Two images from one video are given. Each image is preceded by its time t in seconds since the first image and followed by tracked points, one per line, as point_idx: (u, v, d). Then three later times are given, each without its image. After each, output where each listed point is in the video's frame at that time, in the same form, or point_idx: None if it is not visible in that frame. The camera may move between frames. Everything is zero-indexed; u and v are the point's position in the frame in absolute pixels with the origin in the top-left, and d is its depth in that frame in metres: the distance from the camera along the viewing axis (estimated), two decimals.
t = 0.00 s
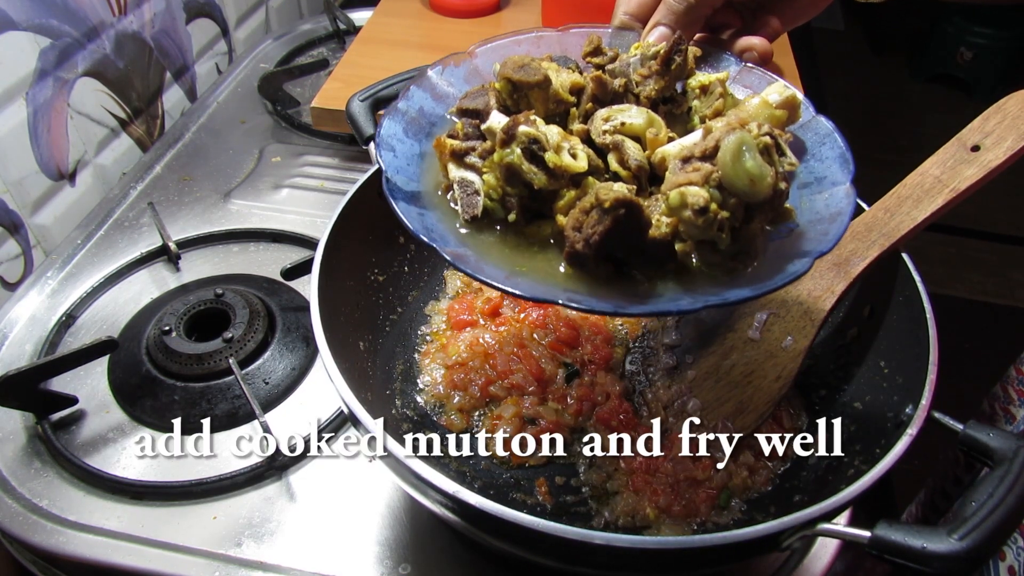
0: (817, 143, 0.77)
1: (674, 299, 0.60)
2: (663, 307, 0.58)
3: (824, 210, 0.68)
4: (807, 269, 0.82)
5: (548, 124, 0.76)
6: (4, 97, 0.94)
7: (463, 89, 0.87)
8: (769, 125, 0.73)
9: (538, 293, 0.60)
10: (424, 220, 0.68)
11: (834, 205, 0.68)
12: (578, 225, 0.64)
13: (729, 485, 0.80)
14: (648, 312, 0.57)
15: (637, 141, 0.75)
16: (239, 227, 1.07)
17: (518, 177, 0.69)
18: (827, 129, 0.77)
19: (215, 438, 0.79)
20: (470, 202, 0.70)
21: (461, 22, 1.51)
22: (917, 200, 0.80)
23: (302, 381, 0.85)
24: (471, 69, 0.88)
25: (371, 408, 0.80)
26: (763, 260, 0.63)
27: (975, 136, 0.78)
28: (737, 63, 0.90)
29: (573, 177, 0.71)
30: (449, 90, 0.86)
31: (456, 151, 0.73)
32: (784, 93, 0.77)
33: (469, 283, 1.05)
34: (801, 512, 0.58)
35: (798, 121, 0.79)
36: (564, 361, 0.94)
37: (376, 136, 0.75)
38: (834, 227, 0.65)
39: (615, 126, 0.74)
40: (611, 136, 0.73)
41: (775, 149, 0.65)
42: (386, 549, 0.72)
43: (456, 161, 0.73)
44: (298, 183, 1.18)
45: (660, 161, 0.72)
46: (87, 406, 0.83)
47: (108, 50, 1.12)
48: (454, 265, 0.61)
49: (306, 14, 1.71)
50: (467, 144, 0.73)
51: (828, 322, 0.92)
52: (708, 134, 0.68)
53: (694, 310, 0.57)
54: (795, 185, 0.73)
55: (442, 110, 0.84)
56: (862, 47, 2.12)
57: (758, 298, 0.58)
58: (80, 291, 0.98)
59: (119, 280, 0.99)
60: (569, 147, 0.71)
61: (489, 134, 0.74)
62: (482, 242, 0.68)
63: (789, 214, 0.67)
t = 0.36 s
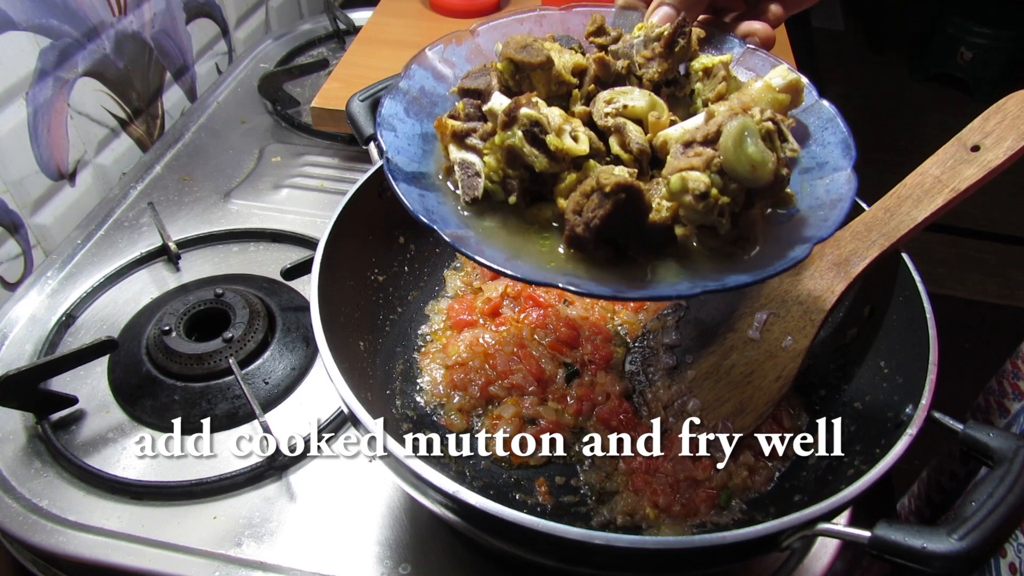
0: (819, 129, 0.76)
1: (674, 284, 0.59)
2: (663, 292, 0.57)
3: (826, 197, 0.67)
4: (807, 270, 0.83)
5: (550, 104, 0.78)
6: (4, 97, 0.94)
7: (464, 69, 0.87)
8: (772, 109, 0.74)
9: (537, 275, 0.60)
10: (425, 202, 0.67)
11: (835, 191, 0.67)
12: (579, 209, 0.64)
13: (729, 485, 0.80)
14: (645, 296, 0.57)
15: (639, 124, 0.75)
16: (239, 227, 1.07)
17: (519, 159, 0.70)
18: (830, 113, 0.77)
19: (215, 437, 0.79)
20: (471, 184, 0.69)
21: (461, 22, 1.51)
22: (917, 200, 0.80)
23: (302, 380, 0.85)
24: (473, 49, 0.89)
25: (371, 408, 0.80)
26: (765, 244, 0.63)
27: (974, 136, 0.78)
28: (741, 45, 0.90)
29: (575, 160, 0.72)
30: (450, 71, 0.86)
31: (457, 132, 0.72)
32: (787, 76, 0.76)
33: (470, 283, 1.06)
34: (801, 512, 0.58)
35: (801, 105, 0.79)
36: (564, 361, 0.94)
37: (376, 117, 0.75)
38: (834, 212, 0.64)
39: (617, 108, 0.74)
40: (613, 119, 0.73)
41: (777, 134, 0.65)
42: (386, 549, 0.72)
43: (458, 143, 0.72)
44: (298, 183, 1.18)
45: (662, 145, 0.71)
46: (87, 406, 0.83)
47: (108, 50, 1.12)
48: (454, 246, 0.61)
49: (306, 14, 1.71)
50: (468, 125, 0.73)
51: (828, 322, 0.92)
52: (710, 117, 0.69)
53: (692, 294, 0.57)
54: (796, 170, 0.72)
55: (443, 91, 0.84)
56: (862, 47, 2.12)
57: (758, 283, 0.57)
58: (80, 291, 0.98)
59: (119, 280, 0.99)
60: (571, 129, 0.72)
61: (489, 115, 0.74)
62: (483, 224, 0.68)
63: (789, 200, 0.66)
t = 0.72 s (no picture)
0: (803, 111, 0.76)
1: (638, 255, 0.60)
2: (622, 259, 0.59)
3: (798, 178, 0.67)
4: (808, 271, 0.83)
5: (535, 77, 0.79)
6: (4, 97, 0.94)
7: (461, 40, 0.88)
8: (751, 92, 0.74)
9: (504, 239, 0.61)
10: (407, 165, 0.69)
11: (806, 173, 0.67)
12: (550, 177, 0.65)
13: (728, 485, 0.80)
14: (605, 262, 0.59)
15: (620, 100, 0.77)
16: (239, 227, 1.07)
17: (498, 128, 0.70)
18: (813, 98, 0.77)
19: (215, 438, 0.79)
20: (451, 150, 0.70)
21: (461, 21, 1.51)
22: (917, 200, 0.79)
23: (302, 380, 0.85)
24: (470, 22, 0.89)
25: (371, 408, 0.80)
26: (731, 218, 0.64)
27: (974, 136, 0.77)
28: (732, 28, 0.90)
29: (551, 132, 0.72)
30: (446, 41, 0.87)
31: (443, 99, 0.74)
32: (771, 59, 0.76)
33: (469, 283, 1.06)
34: (801, 512, 0.57)
35: (786, 89, 0.79)
36: (564, 361, 0.94)
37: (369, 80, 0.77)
38: (802, 196, 0.64)
39: (600, 84, 0.76)
40: (594, 94, 0.76)
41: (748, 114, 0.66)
42: (386, 549, 0.72)
43: (443, 110, 0.74)
44: (298, 183, 1.18)
45: (639, 120, 0.72)
46: (88, 406, 0.83)
47: (108, 50, 1.12)
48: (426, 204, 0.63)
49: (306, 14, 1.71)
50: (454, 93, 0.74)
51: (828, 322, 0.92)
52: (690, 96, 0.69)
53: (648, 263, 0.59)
54: (773, 152, 0.72)
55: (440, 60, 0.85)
56: (861, 47, 2.12)
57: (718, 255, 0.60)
58: (80, 291, 0.98)
59: (119, 280, 0.99)
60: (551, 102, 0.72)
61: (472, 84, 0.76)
62: (460, 187, 0.69)
63: (761, 178, 0.67)
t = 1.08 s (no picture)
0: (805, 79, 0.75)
1: (639, 212, 0.61)
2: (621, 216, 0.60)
3: (792, 144, 0.68)
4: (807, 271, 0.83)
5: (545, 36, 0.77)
6: (4, 97, 0.94)
7: None
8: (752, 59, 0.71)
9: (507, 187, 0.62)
10: (420, 115, 0.69)
11: (801, 139, 0.68)
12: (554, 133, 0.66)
13: (728, 485, 0.80)
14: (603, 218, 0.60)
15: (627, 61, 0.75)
16: (238, 227, 1.07)
17: (509, 83, 0.70)
18: (813, 67, 0.77)
19: (215, 438, 0.79)
20: (463, 102, 0.70)
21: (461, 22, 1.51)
22: (917, 200, 0.79)
23: (302, 380, 0.85)
24: None
25: (371, 408, 0.80)
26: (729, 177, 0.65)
27: (974, 136, 0.76)
28: None
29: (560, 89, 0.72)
30: None
31: (458, 52, 0.73)
32: (775, 27, 0.72)
33: (469, 283, 1.06)
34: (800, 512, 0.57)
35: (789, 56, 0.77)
36: (564, 361, 0.94)
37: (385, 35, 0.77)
38: (794, 160, 0.65)
39: (609, 44, 0.74)
40: (602, 53, 0.74)
41: (747, 80, 0.65)
42: (386, 549, 0.72)
43: (456, 62, 0.73)
44: (298, 183, 1.18)
45: (643, 81, 0.71)
46: (88, 406, 0.83)
47: (108, 50, 1.12)
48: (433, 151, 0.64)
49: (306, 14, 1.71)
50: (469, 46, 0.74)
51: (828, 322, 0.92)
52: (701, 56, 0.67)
53: (645, 221, 0.60)
54: (772, 118, 0.72)
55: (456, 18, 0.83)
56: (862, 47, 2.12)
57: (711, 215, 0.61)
58: (80, 291, 0.98)
59: (119, 280, 0.99)
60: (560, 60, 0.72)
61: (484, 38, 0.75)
62: (468, 136, 0.69)
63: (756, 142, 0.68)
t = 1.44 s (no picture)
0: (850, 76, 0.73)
1: (677, 202, 0.60)
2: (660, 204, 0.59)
3: (841, 135, 0.66)
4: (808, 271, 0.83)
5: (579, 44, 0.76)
6: (4, 97, 0.94)
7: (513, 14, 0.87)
8: (793, 52, 0.67)
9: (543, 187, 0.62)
10: (456, 124, 0.69)
11: (850, 129, 0.66)
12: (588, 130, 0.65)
13: (728, 485, 0.80)
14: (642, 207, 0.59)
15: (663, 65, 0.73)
16: (239, 227, 1.07)
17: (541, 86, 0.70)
18: (861, 62, 0.75)
19: (214, 438, 0.79)
20: (496, 109, 0.69)
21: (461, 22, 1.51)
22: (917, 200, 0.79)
23: (302, 380, 0.85)
24: None
25: (371, 408, 0.80)
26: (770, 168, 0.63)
27: (974, 136, 0.76)
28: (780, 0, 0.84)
29: (592, 91, 0.71)
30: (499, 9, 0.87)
31: (491, 64, 0.74)
32: (816, 23, 0.71)
33: (469, 283, 1.07)
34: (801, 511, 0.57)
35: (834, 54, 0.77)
36: (564, 361, 0.94)
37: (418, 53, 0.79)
38: (843, 149, 0.63)
39: (643, 48, 0.73)
40: (636, 56, 0.73)
41: (785, 66, 0.65)
42: (386, 549, 0.72)
43: (491, 74, 0.73)
44: (298, 183, 1.18)
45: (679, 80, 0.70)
46: (88, 406, 0.83)
47: (108, 50, 1.12)
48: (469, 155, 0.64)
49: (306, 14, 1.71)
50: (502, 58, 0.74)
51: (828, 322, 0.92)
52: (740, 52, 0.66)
53: (684, 210, 0.60)
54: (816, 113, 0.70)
55: (492, 31, 0.84)
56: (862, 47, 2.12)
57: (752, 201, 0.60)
58: (80, 291, 0.98)
59: (119, 280, 0.99)
60: (593, 63, 0.72)
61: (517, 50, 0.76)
62: (502, 143, 0.68)
63: (801, 136, 0.66)
